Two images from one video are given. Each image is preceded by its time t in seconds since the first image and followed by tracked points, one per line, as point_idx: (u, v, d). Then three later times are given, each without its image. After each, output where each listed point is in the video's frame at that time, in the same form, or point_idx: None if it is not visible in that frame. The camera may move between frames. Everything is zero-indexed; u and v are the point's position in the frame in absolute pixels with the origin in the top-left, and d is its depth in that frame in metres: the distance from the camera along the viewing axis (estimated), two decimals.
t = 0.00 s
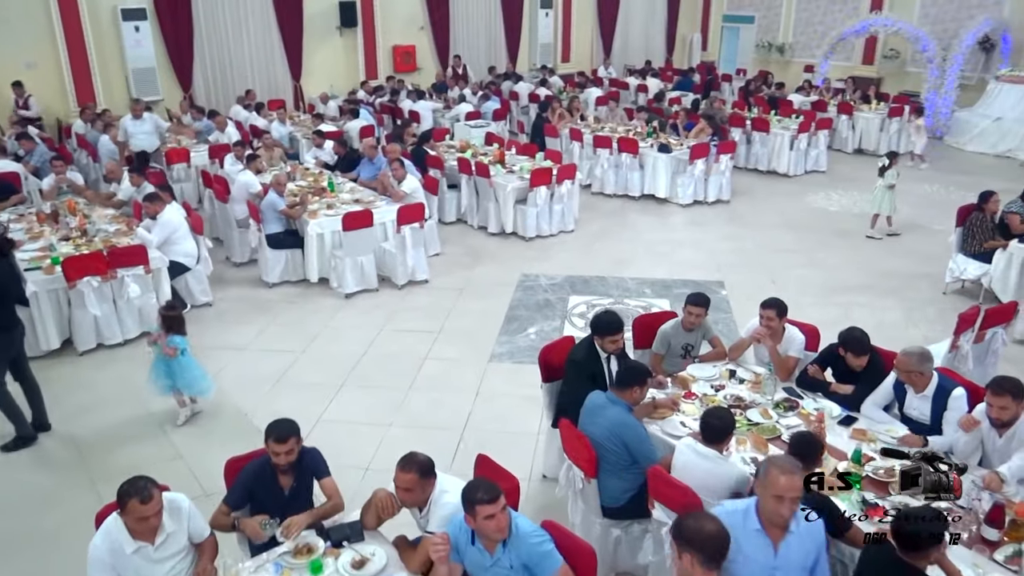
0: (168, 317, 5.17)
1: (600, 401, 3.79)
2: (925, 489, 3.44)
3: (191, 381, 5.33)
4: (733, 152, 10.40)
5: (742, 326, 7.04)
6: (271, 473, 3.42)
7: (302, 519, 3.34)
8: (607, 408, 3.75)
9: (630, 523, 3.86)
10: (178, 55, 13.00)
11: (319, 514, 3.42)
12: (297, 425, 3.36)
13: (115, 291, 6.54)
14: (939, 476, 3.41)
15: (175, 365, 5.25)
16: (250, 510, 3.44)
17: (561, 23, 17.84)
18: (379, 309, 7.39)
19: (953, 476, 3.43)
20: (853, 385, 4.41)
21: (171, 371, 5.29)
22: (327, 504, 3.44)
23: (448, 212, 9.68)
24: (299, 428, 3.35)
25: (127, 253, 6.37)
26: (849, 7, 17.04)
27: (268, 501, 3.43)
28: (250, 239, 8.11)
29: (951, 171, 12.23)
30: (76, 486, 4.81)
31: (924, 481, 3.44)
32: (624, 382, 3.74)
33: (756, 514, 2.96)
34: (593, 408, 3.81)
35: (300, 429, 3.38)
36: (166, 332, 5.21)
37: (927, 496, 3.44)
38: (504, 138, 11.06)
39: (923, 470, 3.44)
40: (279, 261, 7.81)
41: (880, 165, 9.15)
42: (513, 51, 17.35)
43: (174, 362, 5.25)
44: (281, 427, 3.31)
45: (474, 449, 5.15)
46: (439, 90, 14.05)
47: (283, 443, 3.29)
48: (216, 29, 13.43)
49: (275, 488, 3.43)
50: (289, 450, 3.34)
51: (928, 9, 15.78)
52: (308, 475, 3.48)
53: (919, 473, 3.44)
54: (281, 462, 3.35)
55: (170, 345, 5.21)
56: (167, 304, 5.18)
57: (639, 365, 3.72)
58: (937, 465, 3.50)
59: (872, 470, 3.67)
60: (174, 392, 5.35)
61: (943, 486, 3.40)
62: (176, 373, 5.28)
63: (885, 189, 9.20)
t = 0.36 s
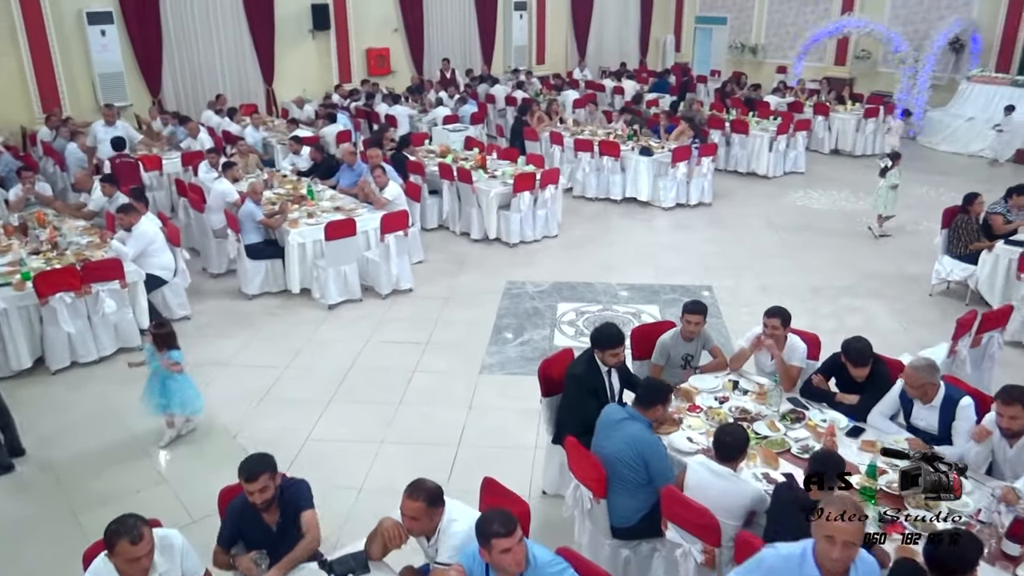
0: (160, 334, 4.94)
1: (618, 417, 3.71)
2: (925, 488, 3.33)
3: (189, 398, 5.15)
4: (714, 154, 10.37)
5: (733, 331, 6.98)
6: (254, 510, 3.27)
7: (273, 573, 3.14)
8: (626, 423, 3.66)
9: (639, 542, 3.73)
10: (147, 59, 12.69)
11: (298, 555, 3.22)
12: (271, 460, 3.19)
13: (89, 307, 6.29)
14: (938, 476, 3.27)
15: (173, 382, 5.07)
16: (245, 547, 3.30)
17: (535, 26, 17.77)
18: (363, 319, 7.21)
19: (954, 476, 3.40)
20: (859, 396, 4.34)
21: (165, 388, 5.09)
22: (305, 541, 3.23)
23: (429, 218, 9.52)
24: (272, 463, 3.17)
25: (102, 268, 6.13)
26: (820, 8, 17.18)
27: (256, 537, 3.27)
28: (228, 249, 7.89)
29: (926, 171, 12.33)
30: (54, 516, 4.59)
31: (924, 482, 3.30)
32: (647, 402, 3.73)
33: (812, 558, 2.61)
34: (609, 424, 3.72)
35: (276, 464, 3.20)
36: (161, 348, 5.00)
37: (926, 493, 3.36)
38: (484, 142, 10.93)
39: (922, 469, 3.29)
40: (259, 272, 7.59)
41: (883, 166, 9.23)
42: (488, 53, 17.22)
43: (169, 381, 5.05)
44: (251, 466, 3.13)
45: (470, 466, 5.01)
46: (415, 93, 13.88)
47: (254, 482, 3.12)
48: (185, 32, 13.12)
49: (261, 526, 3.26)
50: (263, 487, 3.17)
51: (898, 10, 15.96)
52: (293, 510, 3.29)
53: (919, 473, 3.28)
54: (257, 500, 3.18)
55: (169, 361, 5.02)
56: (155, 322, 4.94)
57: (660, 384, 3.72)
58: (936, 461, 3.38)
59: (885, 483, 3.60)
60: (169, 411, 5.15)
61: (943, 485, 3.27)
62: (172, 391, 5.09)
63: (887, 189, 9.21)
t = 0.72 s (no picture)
0: (158, 344, 4.83)
1: (637, 432, 3.60)
2: (925, 489, 3.47)
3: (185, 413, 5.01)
4: (697, 157, 10.34)
5: (725, 336, 6.92)
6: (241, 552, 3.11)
7: None
8: (645, 439, 3.55)
9: (649, 562, 3.64)
10: (115, 63, 12.37)
11: None
12: (248, 499, 3.03)
13: (63, 322, 6.05)
14: (938, 476, 3.43)
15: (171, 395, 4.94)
16: None
17: (510, 28, 17.67)
18: (349, 329, 7.04)
19: (952, 476, 3.49)
20: (864, 404, 4.27)
21: (162, 401, 4.95)
22: None
23: (411, 224, 9.38)
24: (250, 502, 3.03)
25: (78, 281, 5.91)
26: (793, 9, 17.29)
27: None
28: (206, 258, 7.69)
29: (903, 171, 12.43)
30: (33, 544, 4.38)
31: (924, 482, 3.46)
32: (668, 420, 3.69)
33: None
34: (627, 440, 3.60)
35: (254, 502, 3.05)
36: (160, 358, 4.90)
37: (927, 494, 3.47)
38: (464, 146, 10.80)
39: (923, 470, 3.46)
40: (239, 282, 7.38)
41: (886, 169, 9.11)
42: (464, 55, 17.07)
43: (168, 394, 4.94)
44: (227, 510, 2.99)
45: (467, 483, 4.88)
46: (391, 96, 13.69)
47: (231, 524, 2.98)
48: (155, 35, 12.81)
49: (251, 565, 3.10)
50: (243, 528, 3.02)
51: (871, 11, 16.12)
52: (280, 548, 3.11)
53: (919, 473, 3.46)
54: (240, 542, 3.03)
55: (168, 373, 4.91)
56: (153, 332, 4.84)
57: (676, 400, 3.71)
58: (937, 462, 3.52)
59: (898, 496, 3.54)
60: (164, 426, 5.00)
61: (944, 486, 3.42)
62: (167, 404, 4.95)
63: (890, 191, 9.24)
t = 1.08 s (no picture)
0: (162, 361, 4.68)
1: (641, 450, 3.51)
2: (925, 489, 3.53)
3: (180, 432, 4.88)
4: (679, 160, 10.30)
5: (715, 342, 6.87)
6: None
7: None
8: (651, 457, 3.46)
9: None
10: (83, 68, 12.05)
11: None
12: (242, 537, 2.88)
13: (37, 339, 5.82)
14: (938, 476, 3.49)
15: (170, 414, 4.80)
16: None
17: (486, 31, 17.55)
18: (334, 341, 6.88)
19: (953, 476, 3.57)
20: (868, 413, 4.24)
21: (155, 420, 4.82)
22: None
23: (394, 231, 9.24)
24: (244, 541, 2.87)
25: (53, 297, 5.69)
26: (768, 11, 17.38)
27: None
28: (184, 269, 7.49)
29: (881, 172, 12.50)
30: None
31: (924, 482, 3.52)
32: (674, 436, 3.54)
33: None
34: (632, 458, 3.51)
35: (251, 537, 2.91)
36: (161, 375, 4.75)
37: (928, 494, 3.53)
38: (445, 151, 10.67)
39: (923, 470, 3.51)
40: (220, 294, 7.19)
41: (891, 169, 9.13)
42: (440, 58, 16.92)
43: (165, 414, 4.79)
44: (220, 551, 2.85)
45: (464, 499, 4.76)
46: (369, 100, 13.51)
47: (230, 566, 2.85)
48: (124, 39, 12.51)
49: None
50: (243, 565, 2.87)
51: (845, 13, 16.25)
52: None
53: (919, 474, 3.50)
54: None
55: (169, 391, 4.76)
56: (156, 349, 4.69)
57: (689, 417, 3.52)
58: (936, 463, 3.56)
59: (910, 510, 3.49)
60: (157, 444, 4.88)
61: (943, 486, 3.48)
62: (161, 423, 4.81)
63: (892, 192, 9.21)
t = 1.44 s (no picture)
0: (174, 373, 4.55)
1: (639, 471, 3.44)
2: (925, 488, 3.50)
3: (187, 448, 4.74)
4: (663, 163, 10.26)
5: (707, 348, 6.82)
6: None
7: None
8: (649, 478, 3.40)
9: None
10: (52, 73, 11.71)
11: None
12: (249, 567, 2.73)
13: (11, 357, 5.57)
14: (937, 476, 3.45)
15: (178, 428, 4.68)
16: None
17: (463, 33, 17.42)
18: (320, 353, 6.72)
19: (952, 475, 3.52)
20: (875, 425, 4.18)
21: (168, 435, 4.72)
22: None
23: (376, 238, 9.09)
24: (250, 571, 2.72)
25: (29, 313, 5.47)
26: (743, 13, 17.45)
27: None
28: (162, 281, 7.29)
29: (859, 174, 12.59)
30: None
31: (924, 481, 3.48)
32: (667, 450, 3.49)
33: None
34: (629, 479, 3.45)
35: (257, 570, 2.76)
36: (172, 389, 4.60)
37: (927, 492, 3.50)
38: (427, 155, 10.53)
39: (922, 470, 3.47)
40: (200, 306, 6.99)
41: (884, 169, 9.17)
42: (417, 61, 16.76)
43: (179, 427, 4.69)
44: None
45: (464, 517, 4.64)
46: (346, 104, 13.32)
47: None
48: (93, 43, 12.20)
49: None
50: None
51: (820, 14, 16.37)
52: None
53: (918, 473, 3.47)
54: None
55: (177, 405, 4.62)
56: (168, 360, 4.56)
57: (683, 434, 3.51)
58: (935, 463, 3.52)
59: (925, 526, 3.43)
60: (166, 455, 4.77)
61: (943, 485, 3.45)
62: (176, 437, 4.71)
63: (887, 192, 9.25)
